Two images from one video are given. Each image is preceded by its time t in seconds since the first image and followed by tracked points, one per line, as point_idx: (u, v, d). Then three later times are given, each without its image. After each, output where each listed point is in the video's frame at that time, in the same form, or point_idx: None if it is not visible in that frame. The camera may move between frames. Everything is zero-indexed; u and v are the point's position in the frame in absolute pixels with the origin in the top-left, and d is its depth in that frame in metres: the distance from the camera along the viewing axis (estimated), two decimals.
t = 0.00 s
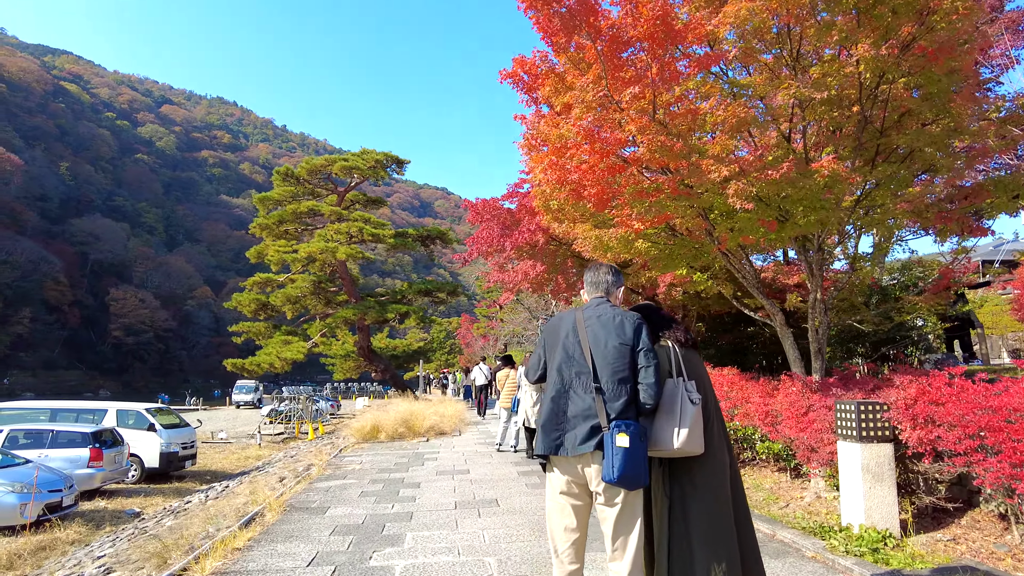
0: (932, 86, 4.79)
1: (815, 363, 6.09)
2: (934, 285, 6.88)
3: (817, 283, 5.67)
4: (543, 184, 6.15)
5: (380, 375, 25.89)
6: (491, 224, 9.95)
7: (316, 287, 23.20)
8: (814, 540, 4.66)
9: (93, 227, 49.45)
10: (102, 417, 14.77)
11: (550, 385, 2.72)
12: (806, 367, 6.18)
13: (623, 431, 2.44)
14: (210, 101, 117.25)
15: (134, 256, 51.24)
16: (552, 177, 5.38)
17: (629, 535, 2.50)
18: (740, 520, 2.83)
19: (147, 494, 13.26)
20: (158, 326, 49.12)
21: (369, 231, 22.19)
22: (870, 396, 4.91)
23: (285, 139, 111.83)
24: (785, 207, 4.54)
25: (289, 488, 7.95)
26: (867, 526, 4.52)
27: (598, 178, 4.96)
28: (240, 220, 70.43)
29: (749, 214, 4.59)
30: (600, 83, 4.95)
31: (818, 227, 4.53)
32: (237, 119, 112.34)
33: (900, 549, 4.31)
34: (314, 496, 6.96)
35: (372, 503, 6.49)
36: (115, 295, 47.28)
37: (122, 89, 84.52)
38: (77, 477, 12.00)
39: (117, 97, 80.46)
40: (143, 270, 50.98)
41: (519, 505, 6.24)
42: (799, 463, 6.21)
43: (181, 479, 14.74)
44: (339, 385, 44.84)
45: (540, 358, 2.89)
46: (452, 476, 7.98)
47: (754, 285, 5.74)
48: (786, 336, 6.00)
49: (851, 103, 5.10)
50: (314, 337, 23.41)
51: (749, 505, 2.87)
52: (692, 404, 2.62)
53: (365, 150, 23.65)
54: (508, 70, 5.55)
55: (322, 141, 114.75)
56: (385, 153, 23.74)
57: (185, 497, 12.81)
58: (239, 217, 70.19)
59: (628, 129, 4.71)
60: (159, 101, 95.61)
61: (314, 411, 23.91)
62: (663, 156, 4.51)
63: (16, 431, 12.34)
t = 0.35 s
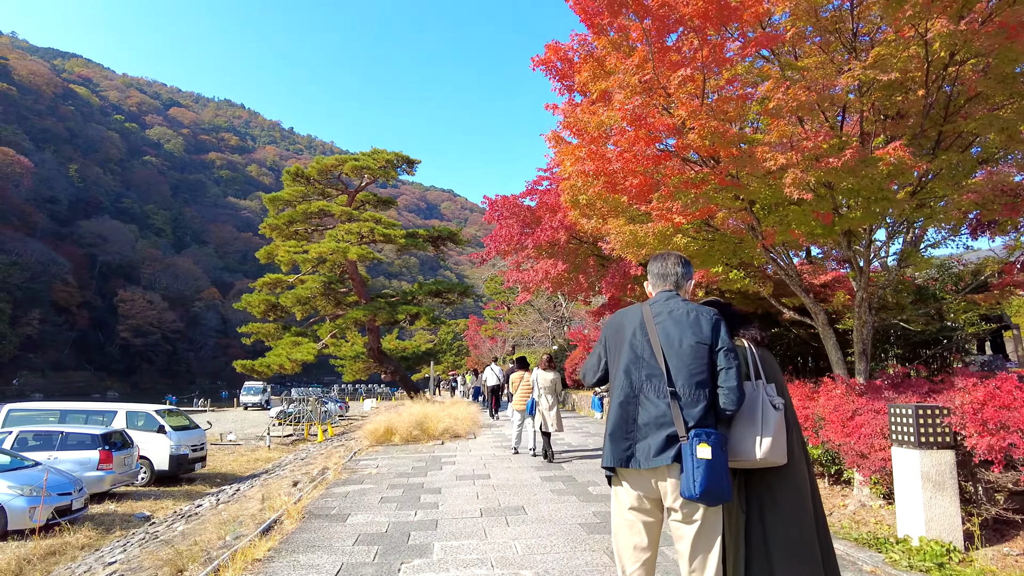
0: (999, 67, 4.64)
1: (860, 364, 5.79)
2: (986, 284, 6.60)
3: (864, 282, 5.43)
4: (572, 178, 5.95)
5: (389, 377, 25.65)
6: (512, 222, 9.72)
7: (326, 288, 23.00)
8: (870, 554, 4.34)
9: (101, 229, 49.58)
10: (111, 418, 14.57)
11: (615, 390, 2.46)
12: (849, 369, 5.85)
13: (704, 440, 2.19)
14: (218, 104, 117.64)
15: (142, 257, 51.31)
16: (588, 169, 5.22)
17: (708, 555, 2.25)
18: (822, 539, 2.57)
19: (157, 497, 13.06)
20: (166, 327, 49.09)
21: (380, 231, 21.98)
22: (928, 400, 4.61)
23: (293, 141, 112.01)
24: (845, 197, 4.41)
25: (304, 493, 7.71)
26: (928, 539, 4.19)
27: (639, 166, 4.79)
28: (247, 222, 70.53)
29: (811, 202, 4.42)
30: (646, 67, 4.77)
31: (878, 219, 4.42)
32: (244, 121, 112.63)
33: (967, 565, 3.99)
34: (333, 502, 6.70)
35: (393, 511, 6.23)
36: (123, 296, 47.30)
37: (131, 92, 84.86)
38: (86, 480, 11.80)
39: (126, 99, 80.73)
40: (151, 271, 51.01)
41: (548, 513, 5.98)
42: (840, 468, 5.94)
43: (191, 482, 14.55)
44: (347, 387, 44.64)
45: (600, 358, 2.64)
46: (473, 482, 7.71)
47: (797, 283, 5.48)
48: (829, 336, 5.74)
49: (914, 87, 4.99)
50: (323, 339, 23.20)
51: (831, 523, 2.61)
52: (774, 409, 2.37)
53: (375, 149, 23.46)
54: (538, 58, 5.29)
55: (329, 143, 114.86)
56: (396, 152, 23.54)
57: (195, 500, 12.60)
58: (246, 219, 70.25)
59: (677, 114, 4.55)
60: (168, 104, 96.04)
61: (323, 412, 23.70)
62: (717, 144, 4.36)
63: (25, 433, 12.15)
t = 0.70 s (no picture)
0: None
1: (897, 362, 5.52)
2: None
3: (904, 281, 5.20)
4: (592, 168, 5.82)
5: (395, 377, 25.43)
6: (525, 217, 9.46)
7: (331, 288, 22.77)
8: (921, 564, 4.07)
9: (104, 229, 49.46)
10: (114, 419, 14.31)
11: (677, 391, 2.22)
12: (887, 367, 5.57)
13: (783, 446, 1.94)
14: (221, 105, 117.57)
15: (145, 258, 51.19)
16: (617, 156, 5.16)
17: None
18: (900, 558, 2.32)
19: (161, 499, 12.83)
20: (169, 327, 48.94)
21: (386, 230, 21.74)
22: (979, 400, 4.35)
23: (295, 142, 111.94)
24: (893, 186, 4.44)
25: (313, 496, 7.45)
26: (985, 549, 3.92)
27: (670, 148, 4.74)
28: (251, 223, 70.43)
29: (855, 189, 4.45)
30: (682, 46, 4.80)
31: (927, 209, 4.46)
32: (247, 122, 112.58)
33: None
34: (344, 506, 6.45)
35: (407, 516, 5.97)
36: (126, 297, 47.15)
37: (134, 93, 84.81)
38: (88, 482, 11.58)
39: (129, 100, 80.66)
40: (154, 272, 50.88)
41: (569, 519, 5.72)
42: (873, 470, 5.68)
43: (195, 484, 14.34)
44: (351, 387, 44.44)
45: (655, 356, 2.40)
46: (488, 485, 7.44)
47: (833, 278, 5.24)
48: (864, 334, 5.47)
49: (975, 65, 4.91)
50: (328, 338, 22.99)
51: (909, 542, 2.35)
52: (853, 411, 2.13)
53: (380, 147, 23.21)
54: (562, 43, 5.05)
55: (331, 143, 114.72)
56: (401, 149, 23.27)
57: (200, 503, 12.39)
58: (249, 219, 70.11)
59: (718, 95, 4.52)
60: (171, 105, 96.01)
61: (327, 413, 23.49)
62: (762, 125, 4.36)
63: (27, 434, 11.92)
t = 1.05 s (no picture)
0: None
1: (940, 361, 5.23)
2: None
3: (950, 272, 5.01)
4: (613, 153, 5.81)
5: (398, 377, 25.18)
6: (536, 211, 9.16)
7: (334, 287, 22.48)
8: None
9: (107, 230, 49.32)
10: (115, 420, 13.99)
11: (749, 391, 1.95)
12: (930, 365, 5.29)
13: (882, 456, 1.68)
14: (222, 105, 117.40)
15: (147, 259, 51.02)
16: (645, 140, 5.18)
17: None
18: None
19: (162, 502, 12.56)
20: (171, 328, 48.68)
21: (389, 228, 21.48)
22: None
23: (297, 142, 111.76)
24: (939, 167, 4.54)
25: (316, 503, 7.11)
26: None
27: (707, 128, 4.84)
28: (253, 223, 70.27)
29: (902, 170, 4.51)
30: (719, 16, 4.78)
31: (977, 190, 4.53)
32: (248, 123, 112.47)
33: None
34: (351, 513, 6.15)
35: (418, 523, 5.67)
36: (129, 298, 46.97)
37: (136, 94, 84.61)
38: (88, 485, 11.31)
39: (130, 101, 80.52)
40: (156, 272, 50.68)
41: (590, 526, 5.42)
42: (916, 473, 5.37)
43: (197, 487, 14.06)
44: (354, 387, 44.24)
45: (715, 349, 2.13)
46: (500, 489, 7.13)
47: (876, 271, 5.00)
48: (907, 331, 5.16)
49: None
50: (332, 338, 22.71)
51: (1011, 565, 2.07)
52: (956, 411, 1.85)
53: (384, 144, 22.93)
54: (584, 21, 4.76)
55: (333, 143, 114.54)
56: (405, 147, 22.98)
57: (202, 506, 12.12)
58: (252, 220, 69.92)
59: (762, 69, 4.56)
60: (173, 106, 95.89)
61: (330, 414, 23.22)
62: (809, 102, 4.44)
63: (25, 436, 11.63)
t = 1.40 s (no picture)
0: None
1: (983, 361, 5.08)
2: None
3: (991, 266, 4.93)
4: (632, 143, 5.72)
5: (402, 377, 24.95)
6: (546, 206, 8.89)
7: (337, 287, 22.23)
8: None
9: (110, 230, 49.19)
10: (115, 422, 13.76)
11: (821, 392, 1.67)
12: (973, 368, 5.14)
13: (995, 470, 1.41)
14: (225, 106, 117.28)
15: (150, 259, 50.87)
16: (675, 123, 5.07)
17: None
18: None
19: (163, 505, 12.31)
20: (174, 328, 48.48)
21: (393, 226, 21.25)
22: None
23: (299, 143, 111.61)
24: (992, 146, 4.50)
25: (318, 509, 6.83)
26: None
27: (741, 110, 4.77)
28: (255, 223, 70.10)
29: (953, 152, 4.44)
30: None
31: None
32: (251, 124, 112.35)
33: None
34: (356, 519, 5.89)
35: (427, 531, 5.39)
36: (132, 298, 46.80)
37: (139, 95, 84.50)
38: (87, 488, 11.07)
39: (133, 102, 80.43)
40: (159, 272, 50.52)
41: (607, 534, 5.15)
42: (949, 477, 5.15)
43: (198, 489, 13.81)
44: (356, 388, 44.01)
45: (780, 338, 1.85)
46: (511, 494, 6.85)
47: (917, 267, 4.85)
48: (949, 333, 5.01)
49: None
50: (335, 338, 22.45)
51: None
52: None
53: (387, 141, 22.66)
54: None
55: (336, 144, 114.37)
56: (408, 144, 22.71)
57: (204, 509, 11.87)
58: (254, 220, 69.74)
59: (803, 44, 4.41)
60: (175, 107, 95.77)
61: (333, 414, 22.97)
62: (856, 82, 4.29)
63: (24, 437, 11.40)
